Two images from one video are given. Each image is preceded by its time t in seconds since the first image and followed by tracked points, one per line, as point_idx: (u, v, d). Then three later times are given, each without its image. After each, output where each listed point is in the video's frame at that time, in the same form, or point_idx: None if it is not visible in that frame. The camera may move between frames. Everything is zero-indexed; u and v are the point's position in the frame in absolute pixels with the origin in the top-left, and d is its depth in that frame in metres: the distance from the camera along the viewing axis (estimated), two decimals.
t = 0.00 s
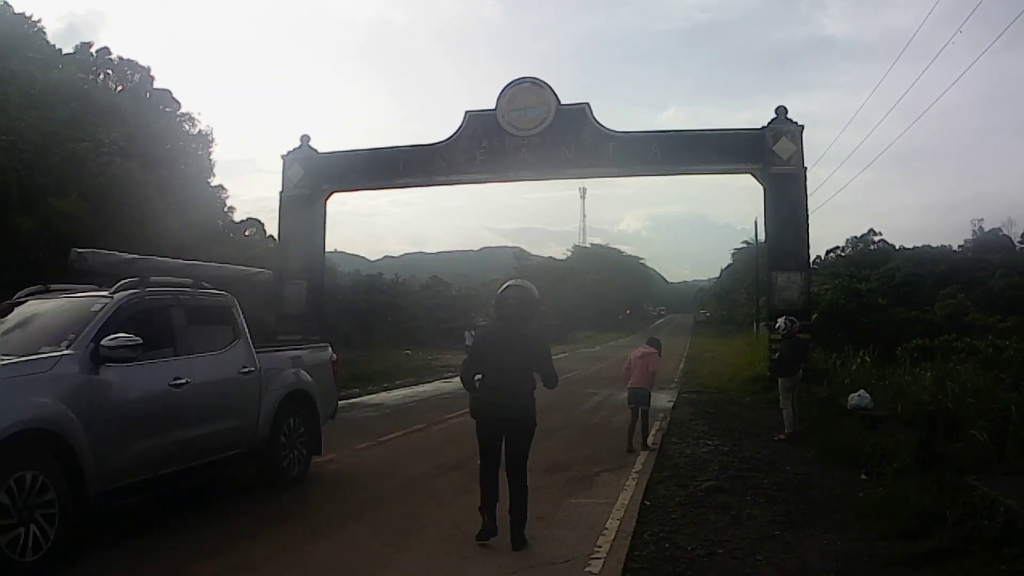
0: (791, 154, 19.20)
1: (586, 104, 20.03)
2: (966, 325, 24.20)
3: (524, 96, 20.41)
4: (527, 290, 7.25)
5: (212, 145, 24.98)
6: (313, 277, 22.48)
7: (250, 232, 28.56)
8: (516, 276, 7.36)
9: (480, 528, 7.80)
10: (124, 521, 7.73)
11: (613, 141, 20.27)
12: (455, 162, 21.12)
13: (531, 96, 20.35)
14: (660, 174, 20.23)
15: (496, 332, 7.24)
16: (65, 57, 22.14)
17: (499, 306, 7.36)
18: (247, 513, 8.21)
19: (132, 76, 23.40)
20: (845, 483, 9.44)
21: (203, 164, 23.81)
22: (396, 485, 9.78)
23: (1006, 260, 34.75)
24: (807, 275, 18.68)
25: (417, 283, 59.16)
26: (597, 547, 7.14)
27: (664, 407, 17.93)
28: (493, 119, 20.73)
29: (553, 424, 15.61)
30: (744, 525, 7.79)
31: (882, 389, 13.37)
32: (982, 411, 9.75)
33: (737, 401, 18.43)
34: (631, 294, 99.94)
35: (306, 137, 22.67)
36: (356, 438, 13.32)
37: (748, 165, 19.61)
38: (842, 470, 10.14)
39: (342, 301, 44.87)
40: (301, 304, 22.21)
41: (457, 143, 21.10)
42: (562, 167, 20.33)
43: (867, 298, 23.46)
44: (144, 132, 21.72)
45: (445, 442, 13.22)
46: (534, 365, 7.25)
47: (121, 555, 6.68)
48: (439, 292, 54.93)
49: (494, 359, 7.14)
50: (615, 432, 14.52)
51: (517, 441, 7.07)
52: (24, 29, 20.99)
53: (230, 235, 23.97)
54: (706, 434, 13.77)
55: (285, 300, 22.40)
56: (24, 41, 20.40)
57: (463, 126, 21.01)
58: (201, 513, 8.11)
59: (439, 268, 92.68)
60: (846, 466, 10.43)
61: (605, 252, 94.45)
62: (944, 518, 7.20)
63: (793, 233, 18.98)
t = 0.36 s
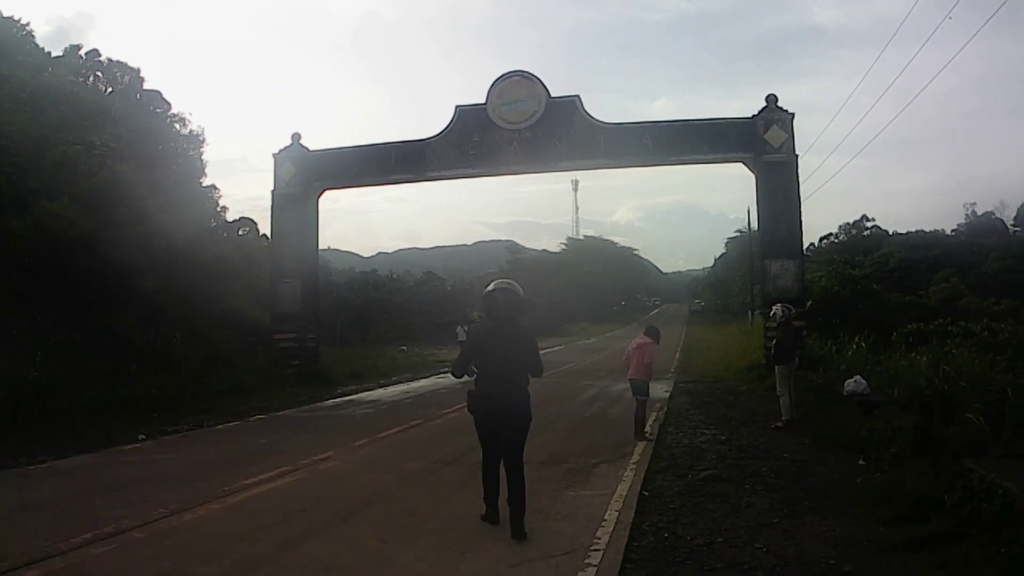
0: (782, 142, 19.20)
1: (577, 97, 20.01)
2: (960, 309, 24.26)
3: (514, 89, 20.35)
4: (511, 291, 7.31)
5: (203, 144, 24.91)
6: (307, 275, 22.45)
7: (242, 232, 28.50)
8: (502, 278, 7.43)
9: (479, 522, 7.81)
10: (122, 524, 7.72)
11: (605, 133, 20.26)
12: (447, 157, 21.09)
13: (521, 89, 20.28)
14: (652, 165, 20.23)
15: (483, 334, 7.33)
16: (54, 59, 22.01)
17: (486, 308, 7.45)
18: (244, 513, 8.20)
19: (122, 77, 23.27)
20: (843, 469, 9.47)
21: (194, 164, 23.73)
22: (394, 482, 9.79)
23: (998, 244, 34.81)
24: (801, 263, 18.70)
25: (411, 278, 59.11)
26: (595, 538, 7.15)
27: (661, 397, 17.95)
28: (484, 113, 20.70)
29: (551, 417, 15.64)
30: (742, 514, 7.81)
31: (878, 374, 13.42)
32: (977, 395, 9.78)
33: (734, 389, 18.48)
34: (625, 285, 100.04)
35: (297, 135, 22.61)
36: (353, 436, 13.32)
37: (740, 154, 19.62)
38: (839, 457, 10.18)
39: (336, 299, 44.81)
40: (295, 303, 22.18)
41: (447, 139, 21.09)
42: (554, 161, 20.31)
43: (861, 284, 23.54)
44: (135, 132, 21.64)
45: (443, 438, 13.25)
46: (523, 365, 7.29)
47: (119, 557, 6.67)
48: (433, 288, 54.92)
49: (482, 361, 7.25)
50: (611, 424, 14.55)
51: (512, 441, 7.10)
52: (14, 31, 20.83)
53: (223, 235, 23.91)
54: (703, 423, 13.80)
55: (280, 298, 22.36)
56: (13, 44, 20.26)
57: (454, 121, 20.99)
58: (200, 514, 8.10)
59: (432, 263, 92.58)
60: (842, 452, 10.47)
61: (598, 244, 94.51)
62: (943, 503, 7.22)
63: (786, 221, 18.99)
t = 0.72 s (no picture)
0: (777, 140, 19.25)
1: (572, 95, 20.01)
2: (955, 306, 24.32)
3: (509, 88, 20.36)
4: (500, 286, 7.94)
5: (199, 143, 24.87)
6: (301, 274, 22.42)
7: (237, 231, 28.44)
8: (488, 275, 8.05)
9: (477, 523, 7.79)
10: (117, 523, 7.69)
11: (600, 131, 20.26)
12: (442, 156, 21.08)
13: (515, 88, 20.30)
14: (647, 164, 20.23)
15: (476, 325, 7.88)
16: (50, 55, 21.96)
17: (473, 303, 8.02)
18: (240, 512, 8.18)
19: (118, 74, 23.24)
20: (839, 468, 9.50)
21: (190, 162, 23.69)
22: (391, 481, 9.77)
23: (992, 240, 34.87)
24: (796, 261, 18.72)
25: (406, 277, 59.04)
26: (592, 539, 7.15)
27: (657, 397, 17.96)
28: (479, 112, 20.69)
29: (547, 416, 15.63)
30: (739, 513, 7.81)
31: (874, 372, 13.43)
32: (973, 393, 9.79)
33: (729, 388, 18.48)
34: (620, 284, 100.09)
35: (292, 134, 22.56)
36: (349, 436, 13.29)
37: (734, 152, 19.64)
38: (835, 455, 10.20)
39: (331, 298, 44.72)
40: (290, 302, 22.15)
41: (442, 138, 21.08)
42: (548, 160, 20.31)
43: (856, 281, 23.58)
44: (131, 131, 21.60)
45: (439, 437, 13.23)
46: (514, 352, 7.90)
47: (114, 556, 6.65)
48: (428, 286, 54.88)
49: (478, 350, 7.78)
50: (607, 423, 14.55)
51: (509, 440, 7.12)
52: (10, 27, 20.78)
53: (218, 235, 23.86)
54: (699, 422, 13.81)
55: (275, 298, 22.32)
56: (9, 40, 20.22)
57: (449, 120, 20.98)
58: (195, 514, 8.08)
59: (426, 263, 92.52)
60: (838, 450, 10.49)
61: (593, 242, 94.58)
62: (939, 501, 7.23)
63: (781, 219, 19.01)
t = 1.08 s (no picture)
0: (778, 157, 19.29)
1: (575, 106, 20.06)
2: (952, 324, 24.33)
3: (513, 98, 20.42)
4: (505, 302, 8.33)
5: (202, 141, 24.92)
6: (301, 277, 22.41)
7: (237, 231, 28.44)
8: (491, 291, 8.40)
9: (469, 531, 7.77)
10: (109, 517, 7.67)
11: (603, 142, 20.30)
12: (445, 163, 21.11)
13: (519, 98, 20.36)
14: (648, 176, 20.27)
15: (483, 337, 8.14)
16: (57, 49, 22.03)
17: (478, 316, 8.28)
18: (232, 512, 8.16)
19: (125, 70, 23.34)
20: (834, 485, 9.49)
21: (193, 161, 23.75)
22: (384, 487, 9.74)
23: (991, 260, 34.90)
24: (795, 277, 18.74)
25: (405, 283, 59.11)
26: (584, 550, 7.13)
27: (653, 409, 17.94)
28: (483, 120, 20.74)
29: (543, 425, 15.61)
30: (733, 528, 7.80)
31: (871, 389, 13.42)
32: (970, 413, 9.77)
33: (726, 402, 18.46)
34: (618, 296, 100.14)
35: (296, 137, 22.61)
36: (343, 439, 13.27)
37: (736, 167, 19.68)
38: (830, 472, 10.19)
39: (329, 302, 44.67)
40: (289, 305, 22.14)
41: (445, 145, 21.12)
42: (550, 170, 20.36)
43: (854, 299, 23.59)
44: (135, 127, 21.65)
45: (434, 444, 13.20)
46: (515, 364, 8.21)
47: (104, 550, 6.62)
48: (427, 293, 54.92)
49: (486, 360, 8.04)
50: (602, 434, 14.53)
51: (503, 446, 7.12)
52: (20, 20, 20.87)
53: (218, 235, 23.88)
54: (695, 435, 13.79)
55: (273, 301, 22.32)
56: (17, 33, 20.29)
57: (453, 127, 21.04)
58: (188, 511, 8.06)
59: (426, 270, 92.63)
60: (833, 468, 10.47)
61: (592, 254, 94.73)
62: (933, 520, 7.22)
63: (781, 235, 19.04)
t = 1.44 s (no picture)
0: (777, 158, 19.28)
1: (574, 110, 20.06)
2: (953, 327, 24.30)
3: (512, 101, 20.43)
4: (511, 303, 9.00)
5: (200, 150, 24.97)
6: (301, 283, 22.45)
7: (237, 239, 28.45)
8: (499, 293, 9.11)
9: (472, 533, 7.77)
10: (113, 526, 7.67)
11: (602, 146, 20.30)
12: (444, 168, 21.12)
13: (518, 101, 20.36)
14: (647, 179, 20.25)
15: (489, 334, 8.86)
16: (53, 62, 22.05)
17: (485, 316, 9.01)
18: (236, 518, 8.17)
19: (121, 80, 23.41)
20: (835, 485, 9.48)
21: (192, 169, 23.83)
22: (386, 490, 9.74)
23: (993, 264, 34.85)
24: (795, 279, 18.73)
25: (405, 288, 59.03)
26: (586, 551, 7.13)
27: (654, 411, 17.94)
28: (481, 124, 20.75)
29: (544, 428, 15.62)
30: (735, 528, 7.81)
31: (871, 391, 13.42)
32: (971, 413, 9.75)
33: (727, 404, 18.46)
34: (619, 298, 100.13)
35: (294, 143, 22.63)
36: (345, 444, 13.27)
37: (735, 170, 19.68)
38: (831, 472, 10.19)
39: (330, 307, 44.63)
40: (290, 310, 22.14)
41: (443, 150, 21.13)
42: (549, 173, 20.36)
43: (855, 301, 23.58)
44: (132, 137, 21.70)
45: (435, 448, 13.21)
46: (519, 360, 8.86)
47: (109, 559, 6.63)
48: (427, 297, 54.90)
49: (491, 354, 8.74)
50: (603, 436, 14.52)
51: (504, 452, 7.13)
52: (15, 34, 20.87)
53: (217, 241, 23.90)
54: (696, 437, 13.79)
55: (274, 306, 22.32)
56: (12, 47, 20.30)
57: (451, 132, 21.05)
58: (191, 518, 8.07)
59: (425, 274, 92.60)
60: (834, 468, 10.47)
61: (592, 257, 94.73)
62: (934, 520, 7.21)
63: (780, 236, 19.03)
